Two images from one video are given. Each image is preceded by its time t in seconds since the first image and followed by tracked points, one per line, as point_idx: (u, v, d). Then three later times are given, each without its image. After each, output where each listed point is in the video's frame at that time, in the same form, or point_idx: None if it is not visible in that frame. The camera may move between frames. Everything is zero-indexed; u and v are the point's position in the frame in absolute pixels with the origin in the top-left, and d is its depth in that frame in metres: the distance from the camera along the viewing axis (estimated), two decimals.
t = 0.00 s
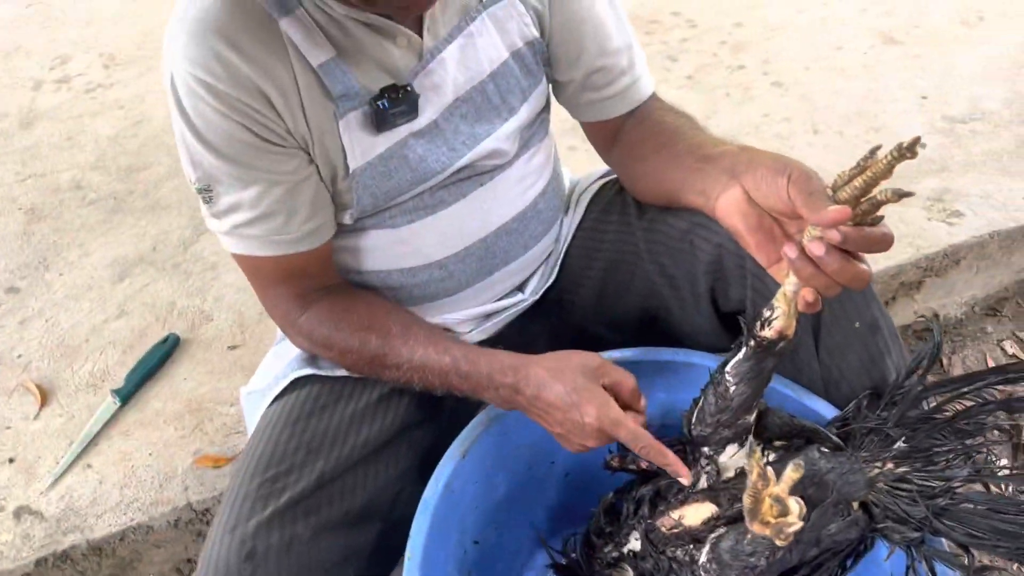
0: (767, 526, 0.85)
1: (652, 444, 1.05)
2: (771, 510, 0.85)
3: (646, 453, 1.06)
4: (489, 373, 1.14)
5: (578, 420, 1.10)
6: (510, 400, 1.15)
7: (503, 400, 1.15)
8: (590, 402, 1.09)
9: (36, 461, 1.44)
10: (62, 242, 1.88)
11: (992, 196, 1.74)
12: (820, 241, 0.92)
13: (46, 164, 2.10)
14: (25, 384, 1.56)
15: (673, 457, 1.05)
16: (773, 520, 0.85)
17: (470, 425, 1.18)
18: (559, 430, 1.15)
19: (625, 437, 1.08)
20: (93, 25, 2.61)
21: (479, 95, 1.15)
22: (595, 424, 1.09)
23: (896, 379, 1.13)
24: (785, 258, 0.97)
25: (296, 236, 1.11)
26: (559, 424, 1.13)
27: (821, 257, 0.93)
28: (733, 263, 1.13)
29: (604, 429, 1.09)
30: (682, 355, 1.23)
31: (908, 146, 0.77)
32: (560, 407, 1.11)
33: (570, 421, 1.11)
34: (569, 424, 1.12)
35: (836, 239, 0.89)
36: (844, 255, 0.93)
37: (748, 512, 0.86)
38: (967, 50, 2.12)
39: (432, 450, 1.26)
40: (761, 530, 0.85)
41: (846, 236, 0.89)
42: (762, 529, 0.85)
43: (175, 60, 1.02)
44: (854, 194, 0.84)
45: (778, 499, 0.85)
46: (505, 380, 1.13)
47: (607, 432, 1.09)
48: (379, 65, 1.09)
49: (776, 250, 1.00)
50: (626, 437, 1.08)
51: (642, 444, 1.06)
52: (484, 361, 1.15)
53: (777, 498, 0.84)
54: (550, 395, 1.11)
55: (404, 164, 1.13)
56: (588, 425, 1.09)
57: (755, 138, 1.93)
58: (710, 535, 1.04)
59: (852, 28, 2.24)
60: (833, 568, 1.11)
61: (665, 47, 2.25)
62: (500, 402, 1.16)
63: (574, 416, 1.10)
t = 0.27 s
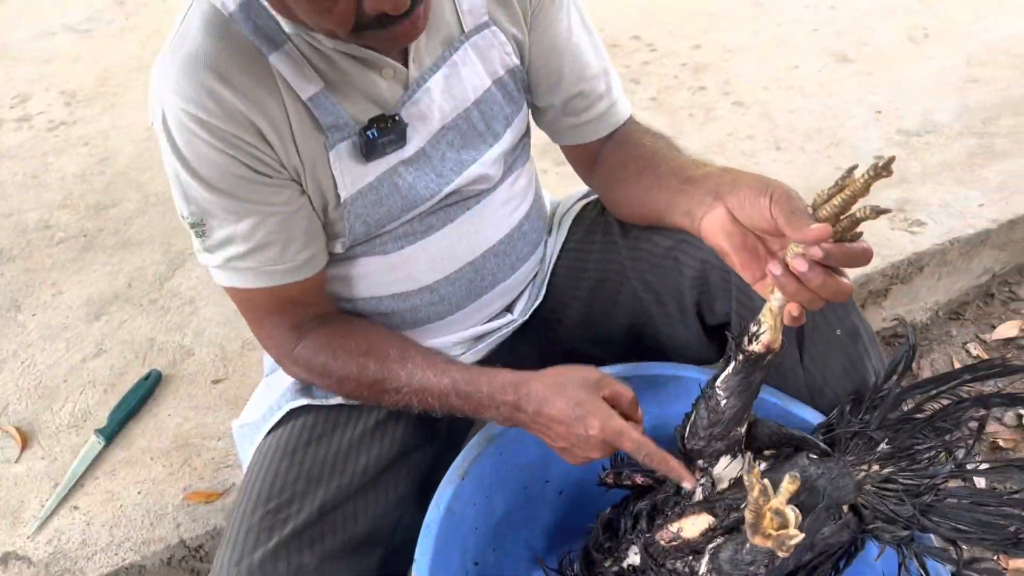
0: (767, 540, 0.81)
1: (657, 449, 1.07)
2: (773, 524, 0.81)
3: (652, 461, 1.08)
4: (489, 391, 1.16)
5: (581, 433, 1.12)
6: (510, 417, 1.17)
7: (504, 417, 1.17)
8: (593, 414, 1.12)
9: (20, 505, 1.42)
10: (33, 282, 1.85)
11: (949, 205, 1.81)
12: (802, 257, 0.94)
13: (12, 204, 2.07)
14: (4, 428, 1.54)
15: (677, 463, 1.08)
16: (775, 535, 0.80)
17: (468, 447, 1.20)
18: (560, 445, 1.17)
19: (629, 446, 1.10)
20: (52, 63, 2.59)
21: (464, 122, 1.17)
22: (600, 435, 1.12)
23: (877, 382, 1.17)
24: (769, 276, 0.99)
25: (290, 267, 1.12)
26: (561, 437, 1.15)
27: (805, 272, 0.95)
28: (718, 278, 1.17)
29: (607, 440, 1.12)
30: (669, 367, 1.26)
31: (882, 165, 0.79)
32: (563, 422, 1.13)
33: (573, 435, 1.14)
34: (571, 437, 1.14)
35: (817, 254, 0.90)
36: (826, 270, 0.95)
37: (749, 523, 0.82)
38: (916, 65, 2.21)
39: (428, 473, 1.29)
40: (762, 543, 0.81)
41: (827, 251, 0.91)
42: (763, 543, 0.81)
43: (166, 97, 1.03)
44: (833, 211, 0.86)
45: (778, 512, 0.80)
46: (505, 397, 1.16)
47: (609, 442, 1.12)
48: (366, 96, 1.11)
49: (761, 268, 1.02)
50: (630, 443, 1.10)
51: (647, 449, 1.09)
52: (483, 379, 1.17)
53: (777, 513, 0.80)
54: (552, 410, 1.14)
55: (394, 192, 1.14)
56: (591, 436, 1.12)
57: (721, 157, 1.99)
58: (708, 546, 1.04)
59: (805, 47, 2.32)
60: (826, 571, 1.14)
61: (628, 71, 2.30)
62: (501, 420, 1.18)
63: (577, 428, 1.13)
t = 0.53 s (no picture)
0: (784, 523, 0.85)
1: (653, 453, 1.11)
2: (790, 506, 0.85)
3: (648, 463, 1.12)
4: (489, 400, 1.18)
5: (580, 439, 1.15)
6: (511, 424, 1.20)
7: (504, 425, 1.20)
8: (591, 420, 1.14)
9: (15, 534, 1.40)
10: (12, 311, 1.83)
11: (912, 207, 1.89)
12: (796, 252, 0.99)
13: None
14: None
15: (673, 463, 1.12)
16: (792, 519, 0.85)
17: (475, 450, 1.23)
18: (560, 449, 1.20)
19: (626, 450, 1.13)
20: (16, 94, 2.57)
21: (460, 134, 1.20)
22: (599, 440, 1.14)
23: (864, 371, 1.22)
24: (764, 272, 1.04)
25: (293, 278, 1.14)
26: (561, 443, 1.18)
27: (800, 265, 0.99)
28: (711, 276, 1.21)
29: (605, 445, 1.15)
30: (666, 365, 1.30)
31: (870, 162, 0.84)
32: (562, 429, 1.16)
33: (573, 440, 1.17)
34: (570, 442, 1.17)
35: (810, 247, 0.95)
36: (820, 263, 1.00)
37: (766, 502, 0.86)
38: (870, 77, 2.31)
39: (433, 479, 1.31)
40: (778, 521, 0.85)
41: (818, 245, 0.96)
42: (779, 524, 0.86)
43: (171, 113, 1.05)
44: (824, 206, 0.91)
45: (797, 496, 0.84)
46: (504, 406, 1.18)
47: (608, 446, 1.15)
48: (367, 110, 1.13)
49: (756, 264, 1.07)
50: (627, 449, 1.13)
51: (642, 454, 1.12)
52: (482, 389, 1.19)
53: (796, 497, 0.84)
54: (551, 418, 1.16)
55: (396, 203, 1.17)
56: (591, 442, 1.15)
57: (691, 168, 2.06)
58: (714, 534, 1.08)
59: (764, 62, 2.41)
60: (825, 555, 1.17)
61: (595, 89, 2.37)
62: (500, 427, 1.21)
63: (576, 434, 1.16)
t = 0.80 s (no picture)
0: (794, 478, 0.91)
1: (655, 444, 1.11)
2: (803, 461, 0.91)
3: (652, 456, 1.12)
4: (492, 393, 1.18)
5: (584, 432, 1.14)
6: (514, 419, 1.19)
7: (507, 419, 1.19)
8: (595, 413, 1.14)
9: (11, 541, 1.38)
10: None
11: (885, 207, 1.96)
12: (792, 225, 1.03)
13: None
14: None
15: (675, 454, 1.11)
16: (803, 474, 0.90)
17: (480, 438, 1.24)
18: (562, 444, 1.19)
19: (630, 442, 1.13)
20: None
21: (461, 127, 1.23)
22: (603, 434, 1.14)
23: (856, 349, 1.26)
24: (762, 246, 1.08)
25: (300, 267, 1.15)
26: (564, 437, 1.17)
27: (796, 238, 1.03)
28: (706, 260, 1.25)
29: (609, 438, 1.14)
30: (664, 353, 1.33)
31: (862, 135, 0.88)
32: (567, 423, 1.15)
33: (576, 434, 1.16)
34: (574, 436, 1.16)
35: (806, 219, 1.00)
36: (816, 236, 1.03)
37: (780, 454, 0.92)
38: (838, 88, 2.40)
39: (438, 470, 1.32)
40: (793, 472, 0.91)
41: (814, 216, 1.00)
42: (789, 479, 0.92)
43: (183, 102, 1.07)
44: (820, 178, 0.95)
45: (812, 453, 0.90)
46: (509, 400, 1.18)
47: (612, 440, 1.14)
48: (372, 102, 1.16)
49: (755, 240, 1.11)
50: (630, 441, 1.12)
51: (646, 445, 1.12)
52: (486, 384, 1.19)
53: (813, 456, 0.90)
54: (556, 412, 1.15)
55: (401, 192, 1.19)
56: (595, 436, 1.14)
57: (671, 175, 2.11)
58: (719, 508, 1.10)
59: (736, 76, 2.49)
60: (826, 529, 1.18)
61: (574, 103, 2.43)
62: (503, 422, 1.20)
63: (580, 428, 1.15)
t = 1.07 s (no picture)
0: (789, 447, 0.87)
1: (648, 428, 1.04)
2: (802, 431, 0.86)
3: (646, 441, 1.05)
4: (478, 379, 1.12)
5: (575, 419, 1.08)
6: (501, 406, 1.13)
7: (494, 407, 1.13)
8: (586, 398, 1.07)
9: None
10: None
11: (874, 218, 1.95)
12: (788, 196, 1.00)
13: None
14: None
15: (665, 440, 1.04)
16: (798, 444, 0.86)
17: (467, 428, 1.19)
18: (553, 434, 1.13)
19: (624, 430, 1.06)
20: None
21: (447, 108, 1.20)
22: (595, 420, 1.07)
23: (853, 337, 1.22)
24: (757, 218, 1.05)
25: (279, 247, 1.10)
26: (554, 425, 1.11)
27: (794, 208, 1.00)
28: (699, 246, 1.22)
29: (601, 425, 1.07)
30: (654, 344, 1.29)
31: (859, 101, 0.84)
32: (556, 409, 1.09)
33: (567, 421, 1.09)
34: (564, 424, 1.10)
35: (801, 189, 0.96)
36: (813, 205, 1.00)
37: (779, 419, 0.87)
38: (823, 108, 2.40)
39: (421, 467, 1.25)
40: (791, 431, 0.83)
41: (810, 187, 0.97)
42: (786, 444, 0.88)
43: (159, 71, 1.03)
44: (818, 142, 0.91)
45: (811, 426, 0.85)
46: (495, 386, 1.11)
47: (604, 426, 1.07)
48: (356, 78, 1.13)
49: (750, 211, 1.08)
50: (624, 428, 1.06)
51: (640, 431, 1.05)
52: (472, 369, 1.12)
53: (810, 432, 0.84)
54: (545, 398, 1.09)
55: (385, 171, 1.15)
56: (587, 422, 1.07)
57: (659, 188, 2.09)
58: (715, 497, 1.04)
59: (721, 97, 2.49)
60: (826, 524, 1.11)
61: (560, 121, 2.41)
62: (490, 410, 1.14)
63: (571, 414, 1.08)
